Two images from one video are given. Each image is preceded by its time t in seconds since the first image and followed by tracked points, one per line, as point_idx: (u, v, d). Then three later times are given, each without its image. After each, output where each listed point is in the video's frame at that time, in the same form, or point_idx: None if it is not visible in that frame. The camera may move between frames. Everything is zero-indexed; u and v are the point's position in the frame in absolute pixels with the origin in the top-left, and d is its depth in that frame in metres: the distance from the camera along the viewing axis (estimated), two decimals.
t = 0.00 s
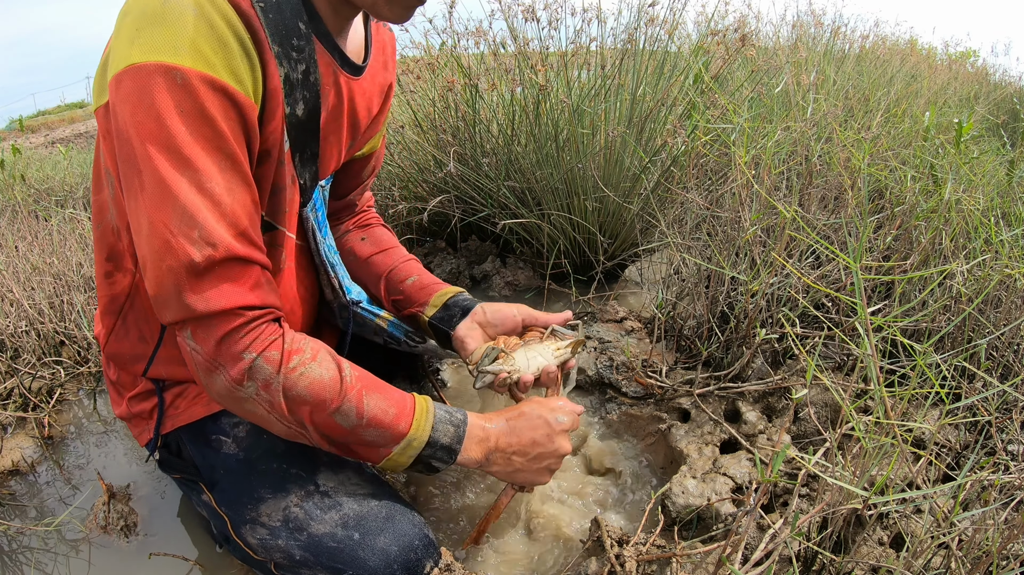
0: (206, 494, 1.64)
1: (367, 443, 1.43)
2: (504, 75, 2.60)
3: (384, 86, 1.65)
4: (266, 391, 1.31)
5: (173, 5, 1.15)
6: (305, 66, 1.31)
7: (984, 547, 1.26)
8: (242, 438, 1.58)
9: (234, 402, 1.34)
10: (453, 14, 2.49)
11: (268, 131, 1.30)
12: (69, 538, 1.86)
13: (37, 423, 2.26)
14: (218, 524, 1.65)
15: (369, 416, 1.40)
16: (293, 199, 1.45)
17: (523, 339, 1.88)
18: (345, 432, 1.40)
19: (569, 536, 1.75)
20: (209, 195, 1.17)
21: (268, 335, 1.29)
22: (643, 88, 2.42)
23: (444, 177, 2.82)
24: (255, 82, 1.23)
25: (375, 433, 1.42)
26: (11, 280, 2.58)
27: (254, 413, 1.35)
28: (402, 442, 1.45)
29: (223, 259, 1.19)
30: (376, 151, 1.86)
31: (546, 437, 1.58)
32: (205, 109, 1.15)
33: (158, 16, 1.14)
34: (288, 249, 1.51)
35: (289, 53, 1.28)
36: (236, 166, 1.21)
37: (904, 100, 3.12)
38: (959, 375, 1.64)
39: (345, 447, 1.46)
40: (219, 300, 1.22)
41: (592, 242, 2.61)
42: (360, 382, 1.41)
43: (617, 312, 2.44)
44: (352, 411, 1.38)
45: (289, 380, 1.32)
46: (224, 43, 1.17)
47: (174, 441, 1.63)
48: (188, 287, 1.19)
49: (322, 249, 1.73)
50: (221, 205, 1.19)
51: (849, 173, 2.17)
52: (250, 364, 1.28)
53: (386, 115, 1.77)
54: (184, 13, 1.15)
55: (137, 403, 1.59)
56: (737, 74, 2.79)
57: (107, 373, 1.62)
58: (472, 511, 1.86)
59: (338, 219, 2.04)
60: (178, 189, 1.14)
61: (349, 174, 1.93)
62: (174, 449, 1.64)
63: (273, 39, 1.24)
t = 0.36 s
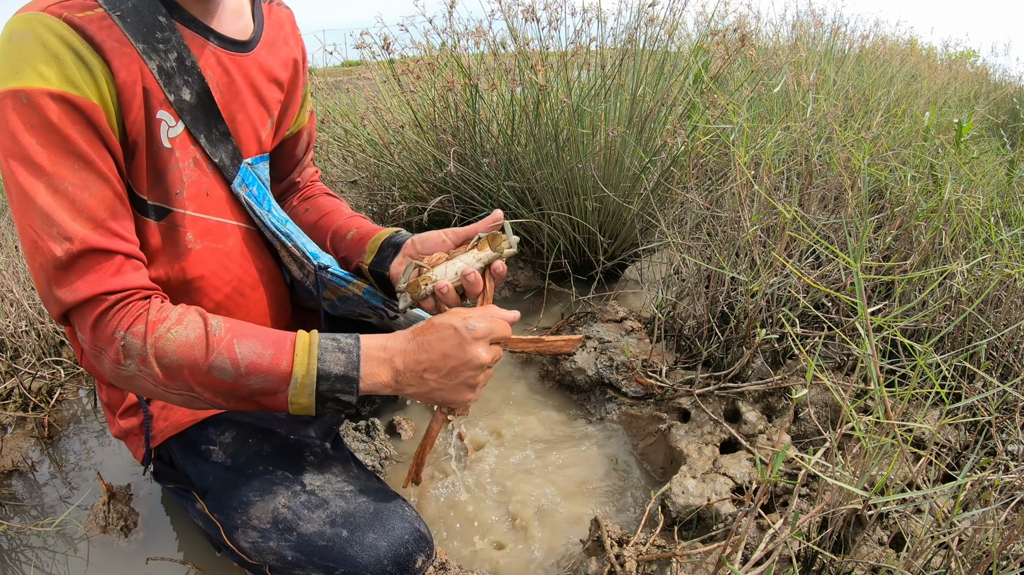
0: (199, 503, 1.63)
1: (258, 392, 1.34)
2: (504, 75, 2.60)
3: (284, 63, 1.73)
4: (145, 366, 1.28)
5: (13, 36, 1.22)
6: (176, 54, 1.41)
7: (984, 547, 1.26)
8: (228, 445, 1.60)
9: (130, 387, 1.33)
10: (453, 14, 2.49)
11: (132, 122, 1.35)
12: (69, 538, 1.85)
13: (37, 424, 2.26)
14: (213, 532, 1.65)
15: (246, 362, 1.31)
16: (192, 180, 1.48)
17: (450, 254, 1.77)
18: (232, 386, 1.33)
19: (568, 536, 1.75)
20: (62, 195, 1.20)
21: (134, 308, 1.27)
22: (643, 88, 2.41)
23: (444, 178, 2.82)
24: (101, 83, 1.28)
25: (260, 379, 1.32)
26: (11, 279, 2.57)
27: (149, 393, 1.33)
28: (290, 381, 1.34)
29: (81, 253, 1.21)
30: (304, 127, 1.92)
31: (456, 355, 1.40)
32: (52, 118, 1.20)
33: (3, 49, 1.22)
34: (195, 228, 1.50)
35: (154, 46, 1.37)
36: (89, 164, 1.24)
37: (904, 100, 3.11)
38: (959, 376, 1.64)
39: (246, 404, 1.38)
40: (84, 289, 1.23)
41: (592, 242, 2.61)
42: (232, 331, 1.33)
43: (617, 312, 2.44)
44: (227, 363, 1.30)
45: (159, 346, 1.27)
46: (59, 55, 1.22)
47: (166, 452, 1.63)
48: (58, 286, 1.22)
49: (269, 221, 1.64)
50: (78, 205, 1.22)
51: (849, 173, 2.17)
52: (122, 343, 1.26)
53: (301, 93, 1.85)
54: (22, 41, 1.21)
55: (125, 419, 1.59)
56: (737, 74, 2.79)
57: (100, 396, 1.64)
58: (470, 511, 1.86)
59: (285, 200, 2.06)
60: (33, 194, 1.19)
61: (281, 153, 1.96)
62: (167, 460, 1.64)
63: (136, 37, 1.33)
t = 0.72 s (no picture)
0: (196, 504, 1.62)
1: (170, 360, 1.43)
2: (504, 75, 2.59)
3: (241, 58, 1.74)
4: (72, 355, 1.39)
5: None
6: (132, 62, 1.45)
7: (984, 547, 1.26)
8: (224, 444, 1.61)
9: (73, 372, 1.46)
10: (453, 14, 2.49)
11: (82, 132, 1.38)
12: (69, 538, 1.85)
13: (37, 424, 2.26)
14: (211, 534, 1.64)
15: (149, 341, 1.39)
16: (153, 176, 1.48)
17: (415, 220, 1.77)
18: (148, 362, 1.42)
19: (567, 536, 1.75)
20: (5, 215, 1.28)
21: (53, 306, 1.35)
22: (642, 88, 2.41)
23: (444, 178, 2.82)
24: (46, 100, 1.32)
25: (163, 352, 1.40)
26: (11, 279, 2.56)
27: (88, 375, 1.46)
28: (192, 349, 1.41)
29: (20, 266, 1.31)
30: (273, 120, 1.92)
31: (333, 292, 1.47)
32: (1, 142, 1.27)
33: None
34: (161, 221, 1.50)
35: (109, 56, 1.41)
36: (33, 183, 1.30)
37: (904, 100, 3.12)
38: (959, 375, 1.64)
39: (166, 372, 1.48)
40: (20, 295, 1.34)
41: (592, 242, 2.61)
42: (132, 314, 1.38)
43: (617, 312, 2.44)
44: (133, 345, 1.38)
45: (77, 338, 1.36)
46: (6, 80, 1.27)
47: (164, 454, 1.63)
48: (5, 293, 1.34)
49: (242, 213, 1.63)
50: (19, 222, 1.29)
51: (850, 173, 2.16)
52: (51, 338, 1.36)
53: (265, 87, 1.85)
54: None
55: (125, 421, 1.61)
56: (737, 74, 2.79)
57: (99, 400, 1.66)
58: (469, 510, 1.86)
59: (264, 193, 2.08)
60: None
61: (254, 147, 1.96)
62: (165, 462, 1.64)
63: (91, 49, 1.38)
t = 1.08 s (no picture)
0: (196, 504, 1.63)
1: (181, 351, 1.45)
2: (504, 75, 2.59)
3: (235, 57, 1.73)
4: (80, 353, 1.39)
5: None
6: (131, 61, 1.44)
7: (984, 547, 1.26)
8: (224, 444, 1.60)
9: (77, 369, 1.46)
10: (453, 14, 2.49)
11: (81, 130, 1.38)
12: (69, 538, 1.85)
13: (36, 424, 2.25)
14: (211, 534, 1.64)
15: (160, 331, 1.40)
16: (152, 173, 1.48)
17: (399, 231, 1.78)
18: (159, 352, 1.43)
19: (568, 535, 1.75)
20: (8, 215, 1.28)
21: (59, 304, 1.35)
22: (642, 88, 2.41)
23: (444, 178, 2.82)
24: (44, 99, 1.32)
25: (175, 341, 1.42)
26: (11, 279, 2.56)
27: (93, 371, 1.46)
28: (203, 337, 1.44)
29: (25, 266, 1.30)
30: (266, 119, 1.92)
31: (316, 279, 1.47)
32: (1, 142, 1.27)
33: None
34: (160, 217, 1.50)
35: (108, 55, 1.41)
36: (34, 183, 1.31)
37: (904, 99, 3.12)
38: (959, 375, 1.64)
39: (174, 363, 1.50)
40: (25, 295, 1.34)
41: (592, 242, 2.61)
42: (140, 306, 1.40)
43: (617, 312, 2.44)
44: (144, 336, 1.40)
45: (86, 334, 1.37)
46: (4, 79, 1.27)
47: (164, 454, 1.63)
48: (9, 293, 1.33)
49: (239, 212, 1.63)
50: (21, 221, 1.29)
51: (850, 173, 2.16)
52: (58, 337, 1.37)
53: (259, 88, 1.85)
54: None
55: (126, 420, 1.61)
56: (737, 74, 2.79)
57: (100, 400, 1.65)
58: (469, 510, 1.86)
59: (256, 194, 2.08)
60: None
61: (247, 147, 1.96)
62: (165, 462, 1.64)
63: (89, 49, 1.38)
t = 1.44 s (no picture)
0: (197, 503, 1.63)
1: (183, 363, 1.40)
2: (504, 75, 2.59)
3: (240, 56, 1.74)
4: (80, 357, 1.35)
5: None
6: (137, 58, 1.44)
7: (984, 547, 1.26)
8: (225, 444, 1.61)
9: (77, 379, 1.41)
10: (453, 14, 2.49)
11: (87, 127, 1.37)
12: (68, 538, 1.85)
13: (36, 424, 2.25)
14: (212, 534, 1.64)
15: (162, 337, 1.36)
16: (157, 172, 1.48)
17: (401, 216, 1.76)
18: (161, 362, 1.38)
19: (568, 535, 1.75)
20: (12, 212, 1.26)
21: (61, 306, 1.32)
22: (642, 88, 2.41)
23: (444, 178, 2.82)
24: (50, 95, 1.31)
25: (178, 350, 1.37)
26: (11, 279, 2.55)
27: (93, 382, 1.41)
28: (205, 347, 1.38)
29: (27, 265, 1.27)
30: (270, 119, 1.93)
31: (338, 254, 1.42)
32: (6, 136, 1.26)
33: None
34: (164, 216, 1.50)
35: (114, 53, 1.41)
36: (38, 179, 1.29)
37: (904, 100, 3.12)
38: (959, 376, 1.64)
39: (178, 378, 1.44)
40: (27, 296, 1.31)
41: (592, 242, 2.61)
42: (146, 310, 1.37)
43: (617, 312, 2.44)
44: (146, 341, 1.35)
45: (87, 336, 1.33)
46: (10, 74, 1.27)
47: (165, 454, 1.63)
48: (10, 294, 1.31)
49: (248, 209, 1.64)
50: (24, 219, 1.27)
51: (850, 173, 2.17)
52: (58, 339, 1.33)
53: (264, 87, 1.86)
54: None
55: (126, 420, 1.60)
56: (737, 74, 2.79)
57: (100, 399, 1.65)
58: (469, 510, 1.86)
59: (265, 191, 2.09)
60: None
61: (252, 147, 1.97)
62: (166, 462, 1.64)
63: (96, 47, 1.38)
